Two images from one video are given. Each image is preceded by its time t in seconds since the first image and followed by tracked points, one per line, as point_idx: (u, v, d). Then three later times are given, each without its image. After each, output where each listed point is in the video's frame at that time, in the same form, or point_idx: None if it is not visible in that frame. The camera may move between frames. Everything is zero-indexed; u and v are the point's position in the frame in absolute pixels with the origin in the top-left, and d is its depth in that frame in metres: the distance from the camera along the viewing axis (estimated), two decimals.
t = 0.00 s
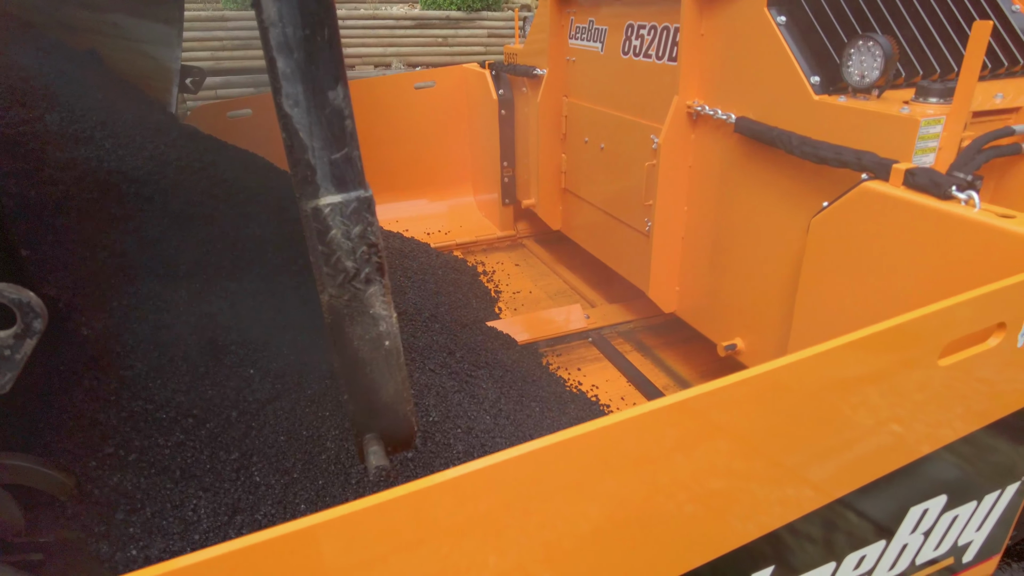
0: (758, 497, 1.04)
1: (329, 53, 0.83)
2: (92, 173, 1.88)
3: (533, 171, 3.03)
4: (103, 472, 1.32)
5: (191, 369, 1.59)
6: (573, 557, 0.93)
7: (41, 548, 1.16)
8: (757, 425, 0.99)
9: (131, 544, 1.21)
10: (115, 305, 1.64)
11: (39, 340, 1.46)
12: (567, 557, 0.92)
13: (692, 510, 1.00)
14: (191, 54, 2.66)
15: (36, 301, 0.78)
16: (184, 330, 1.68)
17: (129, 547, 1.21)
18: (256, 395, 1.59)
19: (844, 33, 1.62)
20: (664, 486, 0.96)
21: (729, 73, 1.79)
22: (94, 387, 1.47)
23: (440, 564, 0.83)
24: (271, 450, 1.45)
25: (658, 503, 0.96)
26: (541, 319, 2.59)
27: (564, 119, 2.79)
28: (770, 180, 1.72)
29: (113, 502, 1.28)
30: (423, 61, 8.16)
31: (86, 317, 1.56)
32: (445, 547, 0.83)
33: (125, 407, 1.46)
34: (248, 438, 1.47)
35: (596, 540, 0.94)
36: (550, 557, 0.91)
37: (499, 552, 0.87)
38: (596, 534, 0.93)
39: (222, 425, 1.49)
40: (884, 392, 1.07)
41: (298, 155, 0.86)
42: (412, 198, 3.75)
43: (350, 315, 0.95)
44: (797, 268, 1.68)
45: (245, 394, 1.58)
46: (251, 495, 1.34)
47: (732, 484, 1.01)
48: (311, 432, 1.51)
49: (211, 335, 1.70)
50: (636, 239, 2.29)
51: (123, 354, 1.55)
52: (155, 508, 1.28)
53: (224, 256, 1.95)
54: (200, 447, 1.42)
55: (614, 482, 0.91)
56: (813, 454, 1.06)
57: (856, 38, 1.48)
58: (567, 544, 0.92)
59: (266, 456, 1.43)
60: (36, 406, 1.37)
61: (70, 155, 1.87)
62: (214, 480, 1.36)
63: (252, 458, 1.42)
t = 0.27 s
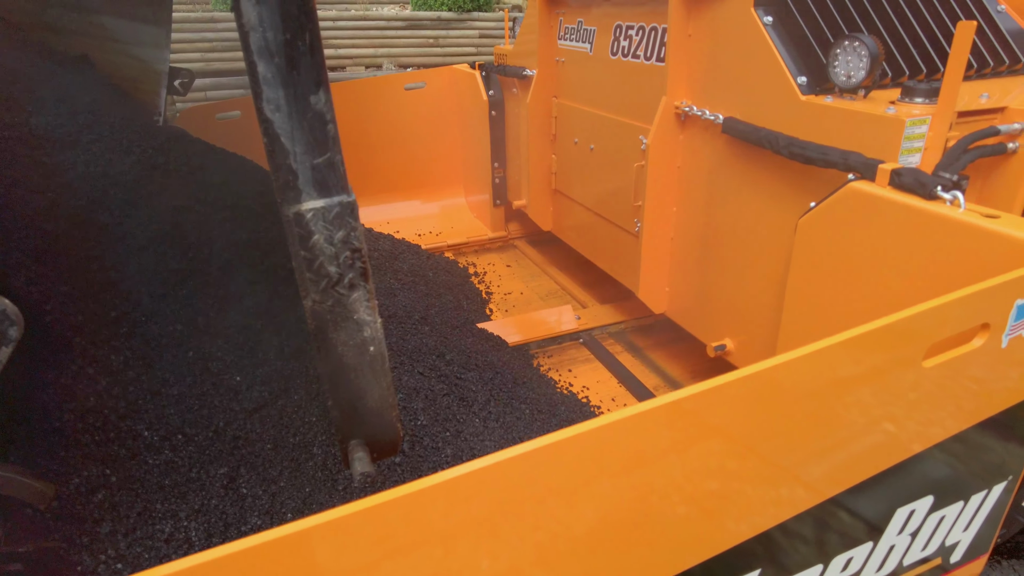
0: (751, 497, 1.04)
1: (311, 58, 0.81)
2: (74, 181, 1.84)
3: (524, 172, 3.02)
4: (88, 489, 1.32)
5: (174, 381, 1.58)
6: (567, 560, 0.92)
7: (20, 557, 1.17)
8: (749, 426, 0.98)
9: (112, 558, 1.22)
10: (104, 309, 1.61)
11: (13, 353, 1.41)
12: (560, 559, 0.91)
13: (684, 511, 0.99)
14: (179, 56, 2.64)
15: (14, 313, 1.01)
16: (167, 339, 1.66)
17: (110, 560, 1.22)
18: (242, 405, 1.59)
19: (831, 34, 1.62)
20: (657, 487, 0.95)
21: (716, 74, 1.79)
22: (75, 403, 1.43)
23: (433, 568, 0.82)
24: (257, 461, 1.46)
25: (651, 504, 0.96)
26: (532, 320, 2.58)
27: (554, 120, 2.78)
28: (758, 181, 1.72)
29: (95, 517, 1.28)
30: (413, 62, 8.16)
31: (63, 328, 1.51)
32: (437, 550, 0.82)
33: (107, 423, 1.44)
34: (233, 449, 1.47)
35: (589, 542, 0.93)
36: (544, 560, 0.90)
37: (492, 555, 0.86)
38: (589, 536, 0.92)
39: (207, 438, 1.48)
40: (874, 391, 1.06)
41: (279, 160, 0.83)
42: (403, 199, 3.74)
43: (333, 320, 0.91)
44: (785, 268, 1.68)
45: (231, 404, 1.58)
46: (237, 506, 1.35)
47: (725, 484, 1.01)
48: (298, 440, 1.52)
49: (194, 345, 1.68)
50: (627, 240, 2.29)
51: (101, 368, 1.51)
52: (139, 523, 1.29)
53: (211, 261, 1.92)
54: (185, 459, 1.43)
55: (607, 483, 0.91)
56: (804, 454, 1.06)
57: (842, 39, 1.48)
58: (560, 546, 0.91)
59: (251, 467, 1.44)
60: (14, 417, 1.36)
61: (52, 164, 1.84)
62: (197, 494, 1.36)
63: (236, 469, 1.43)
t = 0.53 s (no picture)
0: (746, 497, 1.02)
1: (295, 54, 0.76)
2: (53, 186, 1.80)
3: (516, 171, 3.00)
4: (71, 501, 1.30)
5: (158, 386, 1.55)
6: (560, 561, 0.90)
7: None
8: (744, 425, 0.97)
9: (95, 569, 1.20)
10: (75, 315, 1.57)
11: None
12: (555, 560, 0.89)
13: (679, 512, 0.97)
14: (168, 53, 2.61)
15: None
16: (151, 344, 1.63)
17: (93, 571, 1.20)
18: (229, 410, 1.56)
19: (823, 30, 1.61)
20: (651, 487, 0.93)
21: (709, 71, 1.78)
22: (57, 416, 1.41)
23: (425, 569, 0.80)
24: (243, 467, 1.44)
25: (646, 504, 0.94)
26: (525, 320, 2.56)
27: (546, 118, 2.77)
28: (751, 179, 1.71)
29: (78, 526, 1.26)
30: (406, 62, 8.13)
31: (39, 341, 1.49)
32: (430, 552, 0.80)
33: (90, 433, 1.41)
34: (218, 456, 1.45)
35: (583, 543, 0.91)
36: (539, 562, 0.88)
37: (485, 557, 0.84)
38: (583, 537, 0.91)
39: (192, 444, 1.46)
40: (870, 389, 1.05)
41: (262, 157, 0.78)
42: (395, 199, 3.72)
43: (319, 321, 0.84)
44: (779, 267, 1.67)
45: (219, 409, 1.55)
46: (222, 511, 1.34)
47: (721, 484, 0.99)
48: (286, 444, 1.50)
49: (179, 348, 1.65)
50: (620, 239, 2.27)
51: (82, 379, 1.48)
52: (124, 535, 1.26)
53: (198, 264, 1.89)
54: (170, 466, 1.41)
55: (602, 483, 0.89)
56: (801, 453, 1.05)
57: (835, 35, 1.47)
58: (554, 547, 0.89)
59: (237, 472, 1.42)
60: None
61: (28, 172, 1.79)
62: (183, 503, 1.34)
63: (224, 476, 1.41)
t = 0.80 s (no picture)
0: (743, 498, 1.00)
1: (285, 51, 0.69)
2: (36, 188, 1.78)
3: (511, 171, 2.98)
4: (58, 512, 1.27)
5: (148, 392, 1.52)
6: (555, 564, 0.88)
7: None
8: (742, 426, 0.95)
9: None
10: (61, 323, 1.54)
11: None
12: (549, 563, 0.87)
13: (676, 513, 0.95)
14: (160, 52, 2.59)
15: None
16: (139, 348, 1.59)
17: None
18: (221, 416, 1.54)
19: (820, 28, 1.59)
20: (647, 488, 0.91)
21: (704, 69, 1.76)
22: (44, 426, 1.39)
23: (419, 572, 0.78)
24: (234, 475, 1.41)
25: (645, 507, 0.92)
26: (521, 320, 2.54)
27: (541, 118, 2.75)
28: (747, 177, 1.69)
29: (64, 538, 1.24)
30: (401, 61, 8.11)
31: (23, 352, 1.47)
32: (424, 554, 0.78)
33: (78, 444, 1.38)
34: (208, 463, 1.43)
35: (578, 545, 0.89)
36: (533, 564, 0.86)
37: (480, 559, 0.82)
38: (578, 539, 0.88)
39: (183, 452, 1.44)
40: (869, 389, 1.03)
41: (251, 157, 0.71)
42: (389, 198, 3.70)
43: (311, 325, 0.79)
44: (775, 266, 1.65)
45: (209, 416, 1.53)
46: (212, 522, 1.31)
47: (718, 485, 0.97)
48: (278, 449, 1.48)
49: (169, 353, 1.62)
50: (616, 239, 2.26)
51: (72, 390, 1.46)
52: (111, 546, 1.23)
53: (189, 264, 1.87)
54: (159, 475, 1.38)
55: (597, 483, 0.87)
56: (800, 455, 1.03)
57: (832, 32, 1.46)
58: (549, 550, 0.87)
59: (227, 480, 1.40)
60: None
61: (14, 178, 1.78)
62: (172, 512, 1.31)
63: (214, 484, 1.38)
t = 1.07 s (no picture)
0: (742, 500, 0.99)
1: (286, 55, 0.69)
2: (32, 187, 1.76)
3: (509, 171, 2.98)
4: (53, 524, 1.26)
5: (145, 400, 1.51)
6: (554, 566, 0.87)
7: None
8: (742, 428, 0.93)
9: None
10: (59, 335, 1.55)
11: None
12: (549, 566, 0.86)
13: (674, 515, 0.94)
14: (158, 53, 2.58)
15: None
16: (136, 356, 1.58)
17: None
18: (218, 423, 1.52)
19: (820, 29, 1.59)
20: (646, 489, 0.90)
21: (703, 70, 1.76)
22: (39, 440, 1.38)
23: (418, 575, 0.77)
24: (232, 482, 1.39)
25: (645, 511, 0.92)
26: (519, 321, 2.53)
27: (539, 118, 2.74)
28: (747, 178, 1.68)
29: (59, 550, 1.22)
30: (399, 60, 8.09)
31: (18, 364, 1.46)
32: (424, 556, 0.77)
33: (74, 455, 1.37)
34: (206, 471, 1.41)
35: (577, 547, 0.88)
36: (533, 567, 0.85)
37: (479, 561, 0.81)
38: (577, 541, 0.87)
39: (180, 461, 1.42)
40: (866, 390, 1.02)
41: (252, 162, 0.70)
42: (387, 199, 3.68)
43: (311, 331, 0.78)
44: (775, 267, 1.64)
45: (207, 423, 1.51)
46: (210, 533, 1.28)
47: (716, 486, 0.96)
48: (276, 455, 1.47)
49: (167, 359, 1.61)
50: (615, 240, 2.25)
51: (70, 402, 1.45)
52: (108, 557, 1.22)
53: (188, 268, 1.86)
54: (156, 485, 1.36)
55: (596, 486, 0.85)
56: (802, 458, 1.02)
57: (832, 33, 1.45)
58: (548, 552, 0.85)
59: (225, 489, 1.37)
60: None
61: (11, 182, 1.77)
62: (170, 522, 1.29)
63: (212, 493, 1.37)
